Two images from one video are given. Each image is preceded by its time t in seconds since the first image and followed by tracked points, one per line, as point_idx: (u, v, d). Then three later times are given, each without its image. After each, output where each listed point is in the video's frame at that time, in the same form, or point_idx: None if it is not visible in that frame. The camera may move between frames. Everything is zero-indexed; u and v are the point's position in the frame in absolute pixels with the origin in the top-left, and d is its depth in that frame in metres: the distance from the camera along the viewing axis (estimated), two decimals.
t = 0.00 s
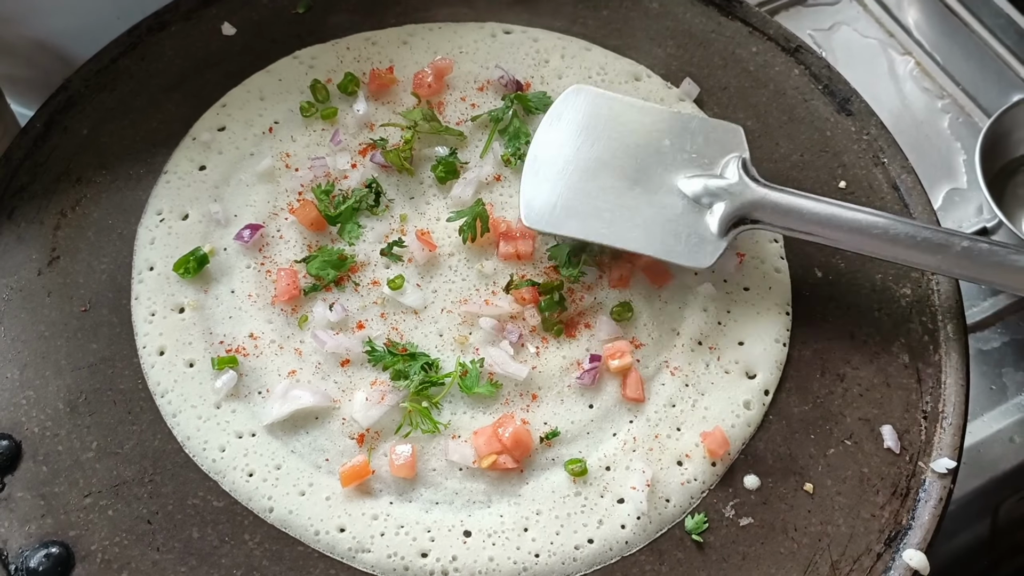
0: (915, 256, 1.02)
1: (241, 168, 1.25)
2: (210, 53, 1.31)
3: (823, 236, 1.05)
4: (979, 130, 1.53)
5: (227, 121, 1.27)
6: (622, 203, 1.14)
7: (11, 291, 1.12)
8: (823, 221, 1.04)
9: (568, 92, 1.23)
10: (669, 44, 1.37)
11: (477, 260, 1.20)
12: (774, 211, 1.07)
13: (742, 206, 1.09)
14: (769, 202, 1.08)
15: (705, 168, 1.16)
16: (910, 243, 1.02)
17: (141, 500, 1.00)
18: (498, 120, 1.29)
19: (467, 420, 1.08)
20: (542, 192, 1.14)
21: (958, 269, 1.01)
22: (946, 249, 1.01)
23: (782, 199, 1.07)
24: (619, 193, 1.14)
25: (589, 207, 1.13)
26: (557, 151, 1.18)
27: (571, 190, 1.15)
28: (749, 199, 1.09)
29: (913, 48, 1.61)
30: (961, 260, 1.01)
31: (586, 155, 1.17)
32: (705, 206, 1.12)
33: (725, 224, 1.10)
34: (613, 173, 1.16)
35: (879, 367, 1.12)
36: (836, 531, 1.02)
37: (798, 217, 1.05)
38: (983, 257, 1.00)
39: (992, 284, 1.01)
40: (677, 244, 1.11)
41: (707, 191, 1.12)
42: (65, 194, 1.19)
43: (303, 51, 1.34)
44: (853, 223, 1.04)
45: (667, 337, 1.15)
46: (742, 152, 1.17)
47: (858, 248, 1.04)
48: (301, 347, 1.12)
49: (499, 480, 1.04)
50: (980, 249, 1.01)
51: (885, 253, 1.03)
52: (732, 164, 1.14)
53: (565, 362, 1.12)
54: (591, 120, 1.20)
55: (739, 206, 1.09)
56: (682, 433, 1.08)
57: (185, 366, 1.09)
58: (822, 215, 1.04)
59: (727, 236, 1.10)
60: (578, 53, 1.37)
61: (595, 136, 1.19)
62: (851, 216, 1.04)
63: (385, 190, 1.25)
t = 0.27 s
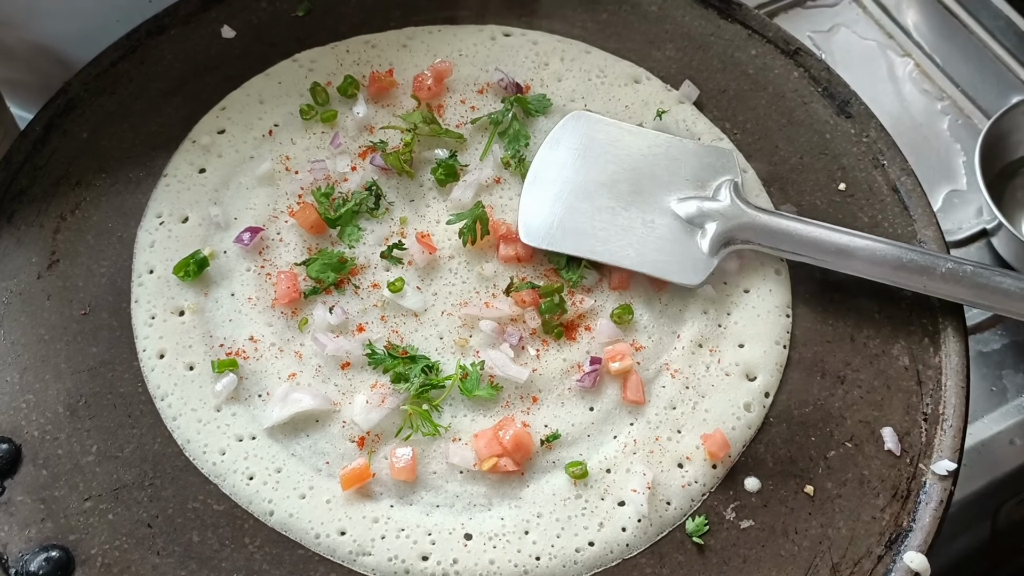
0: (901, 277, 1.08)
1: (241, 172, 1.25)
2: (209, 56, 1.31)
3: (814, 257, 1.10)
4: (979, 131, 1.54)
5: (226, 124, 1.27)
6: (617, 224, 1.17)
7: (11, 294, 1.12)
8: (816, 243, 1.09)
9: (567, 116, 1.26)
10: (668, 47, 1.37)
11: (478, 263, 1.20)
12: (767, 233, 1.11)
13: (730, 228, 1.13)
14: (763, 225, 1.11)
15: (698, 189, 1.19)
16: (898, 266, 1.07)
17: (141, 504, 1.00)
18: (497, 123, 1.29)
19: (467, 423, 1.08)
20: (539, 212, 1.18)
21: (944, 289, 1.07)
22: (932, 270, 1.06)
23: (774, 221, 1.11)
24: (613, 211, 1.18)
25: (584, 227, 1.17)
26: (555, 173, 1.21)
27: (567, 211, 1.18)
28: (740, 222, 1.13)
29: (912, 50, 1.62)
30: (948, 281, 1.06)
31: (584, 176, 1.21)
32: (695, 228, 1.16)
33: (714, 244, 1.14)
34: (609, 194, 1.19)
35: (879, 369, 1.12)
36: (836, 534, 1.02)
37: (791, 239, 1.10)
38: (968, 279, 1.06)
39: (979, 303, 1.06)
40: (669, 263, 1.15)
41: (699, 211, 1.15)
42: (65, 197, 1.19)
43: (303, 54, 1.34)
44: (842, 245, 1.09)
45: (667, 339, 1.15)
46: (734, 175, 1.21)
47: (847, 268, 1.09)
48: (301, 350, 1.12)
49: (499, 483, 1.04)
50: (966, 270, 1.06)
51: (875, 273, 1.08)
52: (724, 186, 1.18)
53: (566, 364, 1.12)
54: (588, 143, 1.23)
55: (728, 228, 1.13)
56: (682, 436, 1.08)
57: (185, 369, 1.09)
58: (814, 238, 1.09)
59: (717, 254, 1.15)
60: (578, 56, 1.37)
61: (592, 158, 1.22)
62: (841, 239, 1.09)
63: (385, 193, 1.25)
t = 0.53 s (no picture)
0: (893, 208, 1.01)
1: (243, 172, 1.25)
2: (210, 57, 1.31)
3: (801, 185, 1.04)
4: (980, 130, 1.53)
5: (228, 124, 1.27)
6: (607, 149, 1.10)
7: (13, 295, 1.12)
8: (803, 170, 1.03)
9: (555, 40, 1.20)
10: (669, 46, 1.37)
11: (479, 262, 1.20)
12: (750, 156, 1.07)
13: (723, 155, 1.09)
14: (747, 149, 1.07)
15: (690, 114, 1.14)
16: (890, 198, 1.01)
17: (143, 504, 1.00)
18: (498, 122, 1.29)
19: (469, 422, 1.08)
20: (527, 129, 1.10)
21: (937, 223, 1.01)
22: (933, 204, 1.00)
23: (761, 147, 1.06)
24: (605, 138, 1.11)
25: (571, 137, 1.10)
26: (543, 91, 1.14)
27: (556, 129, 1.11)
28: (734, 149, 1.08)
29: (913, 49, 1.62)
30: (941, 215, 1.00)
31: (573, 89, 1.15)
32: (687, 150, 1.11)
33: (705, 164, 1.09)
34: (596, 114, 1.12)
35: (881, 368, 1.12)
36: (839, 532, 1.02)
37: (776, 164, 1.05)
38: (962, 214, 1.00)
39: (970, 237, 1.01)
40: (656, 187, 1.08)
41: (690, 135, 1.11)
42: (66, 198, 1.19)
43: (304, 54, 1.34)
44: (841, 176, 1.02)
45: (669, 338, 1.15)
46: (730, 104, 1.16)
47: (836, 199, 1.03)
48: (303, 349, 1.12)
49: (501, 482, 1.04)
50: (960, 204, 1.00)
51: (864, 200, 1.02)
52: (717, 113, 1.13)
53: (567, 364, 1.12)
54: (580, 70, 1.16)
55: (721, 152, 1.09)
56: (684, 435, 1.08)
57: (188, 369, 1.09)
58: (809, 167, 1.03)
59: (706, 176, 1.09)
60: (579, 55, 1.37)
61: (584, 77, 1.16)
62: (831, 167, 1.02)
63: (386, 192, 1.25)
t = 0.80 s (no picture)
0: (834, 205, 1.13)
1: (243, 169, 1.25)
2: (210, 55, 1.32)
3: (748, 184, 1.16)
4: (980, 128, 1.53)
5: (228, 122, 1.27)
6: (552, 148, 1.24)
7: (13, 292, 1.12)
8: (749, 170, 1.15)
9: (511, 46, 1.32)
10: (669, 44, 1.37)
11: (479, 259, 1.20)
12: (694, 154, 1.18)
13: (652, 150, 1.20)
14: (680, 144, 1.19)
15: (627, 114, 1.26)
16: (888, 212, 1.11)
17: (144, 501, 1.00)
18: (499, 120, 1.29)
19: (470, 419, 1.08)
20: (473, 134, 1.26)
21: (880, 220, 1.12)
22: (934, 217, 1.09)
23: (694, 145, 1.18)
24: (544, 138, 1.25)
25: (505, 138, 1.25)
26: (491, 98, 1.28)
27: (505, 132, 1.26)
28: (662, 143, 1.20)
29: (913, 47, 1.62)
30: (884, 211, 1.11)
31: (523, 94, 1.28)
32: (618, 148, 1.23)
33: (633, 161, 1.21)
34: (543, 115, 1.27)
35: (881, 365, 1.12)
36: (839, 529, 1.02)
37: (723, 164, 1.16)
38: (906, 211, 1.10)
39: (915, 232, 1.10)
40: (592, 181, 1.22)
41: (627, 132, 1.22)
42: (66, 195, 1.19)
43: (304, 52, 1.34)
44: (841, 189, 1.12)
45: (669, 336, 1.15)
46: (660, 104, 1.27)
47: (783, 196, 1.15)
48: (303, 346, 1.12)
49: (501, 479, 1.04)
50: (902, 202, 1.10)
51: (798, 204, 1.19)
52: (650, 112, 1.24)
53: (567, 361, 1.12)
54: (529, 75, 1.29)
55: (650, 148, 1.20)
56: (684, 432, 1.08)
57: (187, 366, 1.09)
58: (812, 182, 1.13)
59: (635, 171, 1.21)
60: (579, 53, 1.37)
61: (533, 82, 1.29)
62: (775, 169, 1.15)
63: (386, 189, 1.25)
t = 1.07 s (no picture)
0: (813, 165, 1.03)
1: (242, 168, 1.25)
2: (210, 53, 1.31)
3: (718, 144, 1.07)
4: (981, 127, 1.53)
5: (227, 121, 1.27)
6: (528, 108, 1.16)
7: (12, 291, 1.11)
8: (715, 127, 1.06)
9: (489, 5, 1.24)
10: (670, 43, 1.37)
11: (479, 258, 1.20)
12: (670, 114, 1.10)
13: (634, 111, 1.12)
14: (658, 106, 1.11)
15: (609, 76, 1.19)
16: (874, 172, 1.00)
17: (143, 501, 1.00)
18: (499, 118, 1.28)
19: (470, 419, 1.08)
20: (444, 93, 1.17)
21: (876, 188, 1.00)
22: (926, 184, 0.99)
23: (672, 103, 1.10)
24: (525, 99, 1.17)
25: (483, 98, 1.16)
26: (465, 55, 1.20)
27: (483, 92, 1.17)
28: (646, 105, 1.12)
29: (914, 46, 1.61)
30: (868, 174, 1.00)
31: (501, 53, 1.20)
32: (603, 109, 1.15)
33: (617, 122, 1.13)
34: (522, 75, 1.19)
35: (883, 365, 1.11)
36: (840, 529, 1.01)
37: (694, 123, 1.08)
38: (904, 177, 0.99)
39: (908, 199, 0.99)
40: (574, 142, 1.14)
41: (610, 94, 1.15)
42: (65, 194, 1.19)
43: (304, 51, 1.34)
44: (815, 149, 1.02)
45: (669, 335, 1.14)
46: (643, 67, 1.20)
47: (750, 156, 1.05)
48: (302, 346, 1.12)
49: (501, 478, 1.04)
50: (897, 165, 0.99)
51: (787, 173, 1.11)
52: (636, 75, 1.17)
53: (568, 360, 1.12)
54: (507, 34, 1.22)
55: (636, 109, 1.12)
56: (684, 431, 1.07)
57: (187, 366, 1.09)
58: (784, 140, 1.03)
59: (620, 133, 1.13)
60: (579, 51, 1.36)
61: (511, 41, 1.21)
62: (744, 125, 1.05)
63: (386, 188, 1.25)
